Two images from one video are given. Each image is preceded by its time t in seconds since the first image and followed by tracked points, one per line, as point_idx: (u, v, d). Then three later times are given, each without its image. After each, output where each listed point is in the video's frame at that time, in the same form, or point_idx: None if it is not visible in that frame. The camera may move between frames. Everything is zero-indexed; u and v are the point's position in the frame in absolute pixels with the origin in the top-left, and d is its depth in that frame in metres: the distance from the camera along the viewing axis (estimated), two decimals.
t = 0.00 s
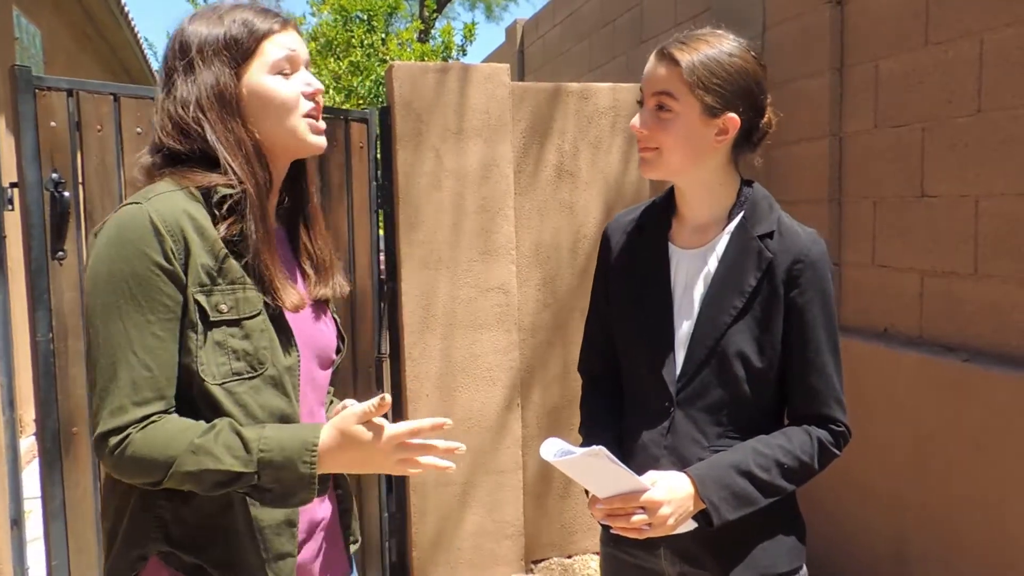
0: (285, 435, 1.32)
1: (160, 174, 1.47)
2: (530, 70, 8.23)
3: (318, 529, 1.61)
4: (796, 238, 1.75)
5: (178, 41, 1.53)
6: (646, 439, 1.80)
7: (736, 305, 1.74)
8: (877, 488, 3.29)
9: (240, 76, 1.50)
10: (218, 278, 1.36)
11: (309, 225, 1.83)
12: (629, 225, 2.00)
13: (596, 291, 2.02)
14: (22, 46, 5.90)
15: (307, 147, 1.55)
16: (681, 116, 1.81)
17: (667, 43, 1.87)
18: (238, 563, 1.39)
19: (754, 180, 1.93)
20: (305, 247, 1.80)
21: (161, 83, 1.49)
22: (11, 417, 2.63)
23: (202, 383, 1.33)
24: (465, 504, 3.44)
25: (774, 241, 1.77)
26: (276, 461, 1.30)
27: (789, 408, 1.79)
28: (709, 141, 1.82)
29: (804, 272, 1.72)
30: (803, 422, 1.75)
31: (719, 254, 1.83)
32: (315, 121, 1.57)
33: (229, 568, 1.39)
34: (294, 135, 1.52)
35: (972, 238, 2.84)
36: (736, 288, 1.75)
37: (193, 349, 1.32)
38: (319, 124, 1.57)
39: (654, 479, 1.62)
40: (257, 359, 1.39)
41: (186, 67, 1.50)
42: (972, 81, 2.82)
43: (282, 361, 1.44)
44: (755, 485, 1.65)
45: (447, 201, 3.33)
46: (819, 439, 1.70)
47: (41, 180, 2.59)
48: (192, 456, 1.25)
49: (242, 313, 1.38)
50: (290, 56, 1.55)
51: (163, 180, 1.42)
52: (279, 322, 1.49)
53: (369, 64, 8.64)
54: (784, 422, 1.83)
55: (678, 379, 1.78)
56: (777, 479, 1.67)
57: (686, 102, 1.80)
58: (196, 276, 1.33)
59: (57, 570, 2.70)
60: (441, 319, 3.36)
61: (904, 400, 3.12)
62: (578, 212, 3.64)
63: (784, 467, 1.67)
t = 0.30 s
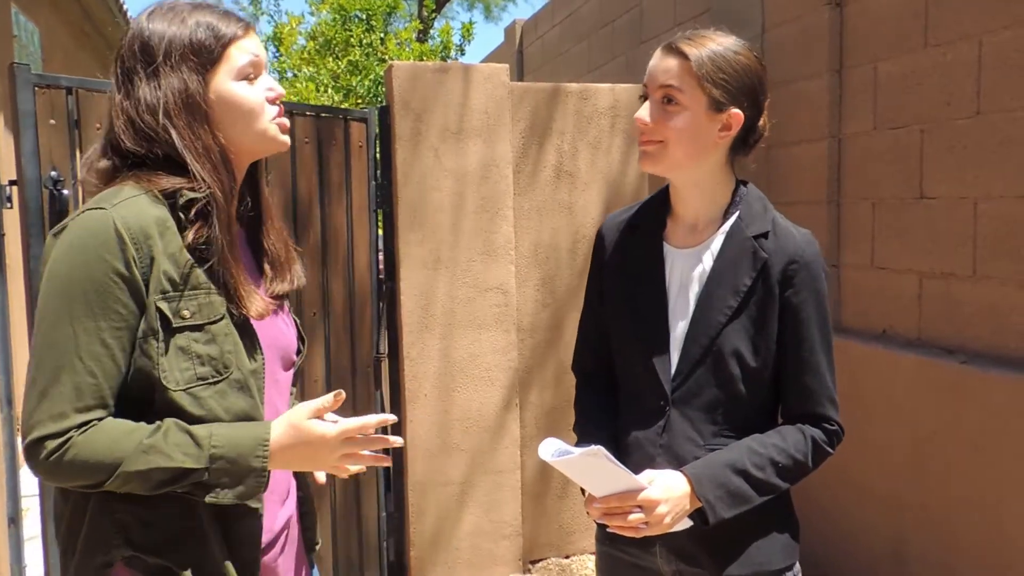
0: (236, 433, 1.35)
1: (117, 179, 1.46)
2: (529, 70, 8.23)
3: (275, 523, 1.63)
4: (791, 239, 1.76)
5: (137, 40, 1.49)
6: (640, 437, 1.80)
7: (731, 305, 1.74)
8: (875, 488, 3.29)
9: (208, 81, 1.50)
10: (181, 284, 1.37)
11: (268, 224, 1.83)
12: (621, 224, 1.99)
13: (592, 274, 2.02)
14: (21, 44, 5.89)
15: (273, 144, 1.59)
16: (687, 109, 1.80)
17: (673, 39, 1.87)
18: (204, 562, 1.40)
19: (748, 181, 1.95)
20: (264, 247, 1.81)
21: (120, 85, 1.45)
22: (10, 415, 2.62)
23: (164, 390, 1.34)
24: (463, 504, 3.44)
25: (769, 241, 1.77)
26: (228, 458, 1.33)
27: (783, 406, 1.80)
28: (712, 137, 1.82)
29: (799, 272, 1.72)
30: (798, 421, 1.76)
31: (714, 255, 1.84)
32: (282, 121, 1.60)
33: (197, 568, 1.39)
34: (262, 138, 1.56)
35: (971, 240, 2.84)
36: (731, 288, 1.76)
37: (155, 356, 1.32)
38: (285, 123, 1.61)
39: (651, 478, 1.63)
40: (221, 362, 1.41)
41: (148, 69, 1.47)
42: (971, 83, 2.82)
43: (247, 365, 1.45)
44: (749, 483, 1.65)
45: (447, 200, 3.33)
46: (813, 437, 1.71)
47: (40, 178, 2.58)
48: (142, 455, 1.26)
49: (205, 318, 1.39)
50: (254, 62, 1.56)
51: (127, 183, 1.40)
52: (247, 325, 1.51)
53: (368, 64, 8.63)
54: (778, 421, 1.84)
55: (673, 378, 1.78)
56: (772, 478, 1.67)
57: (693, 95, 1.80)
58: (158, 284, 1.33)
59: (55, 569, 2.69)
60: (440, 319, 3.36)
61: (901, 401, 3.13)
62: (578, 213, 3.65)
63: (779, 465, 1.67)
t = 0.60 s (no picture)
0: (199, 432, 1.40)
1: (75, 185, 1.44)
2: (529, 70, 8.23)
3: (254, 514, 1.63)
4: (791, 238, 1.77)
5: (103, 41, 1.47)
6: (641, 435, 1.80)
7: (732, 304, 1.75)
8: (875, 487, 3.29)
9: (173, 89, 1.48)
10: (145, 286, 1.38)
11: (234, 224, 1.80)
12: (617, 223, 1.98)
13: (590, 269, 2.01)
14: (20, 46, 5.89)
15: (234, 161, 1.59)
16: (693, 103, 1.80)
17: (675, 37, 1.87)
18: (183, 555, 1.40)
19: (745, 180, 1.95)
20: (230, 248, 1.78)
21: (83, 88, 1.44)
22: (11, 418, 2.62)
23: (130, 392, 1.35)
24: (464, 504, 3.44)
25: (769, 240, 1.77)
26: (192, 455, 1.38)
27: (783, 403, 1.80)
28: (717, 131, 1.82)
29: (799, 271, 1.73)
30: (797, 418, 1.76)
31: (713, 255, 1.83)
32: (241, 137, 1.60)
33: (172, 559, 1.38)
34: (223, 149, 1.55)
35: (971, 239, 2.84)
36: (732, 287, 1.75)
37: (120, 359, 1.33)
38: (246, 140, 1.61)
39: (655, 476, 1.63)
40: (190, 362, 1.41)
41: (113, 73, 1.46)
42: (971, 82, 2.83)
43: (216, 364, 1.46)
44: (750, 481, 1.65)
45: (447, 201, 3.33)
46: (812, 435, 1.72)
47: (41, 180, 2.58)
48: (108, 457, 1.30)
49: (171, 319, 1.40)
50: (223, 70, 1.55)
51: (86, 189, 1.39)
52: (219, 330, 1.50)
53: (367, 65, 8.63)
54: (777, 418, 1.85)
55: (674, 376, 1.78)
56: (773, 475, 1.67)
57: (699, 90, 1.80)
58: (119, 287, 1.34)
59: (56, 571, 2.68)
60: (441, 319, 3.36)
61: (902, 400, 3.13)
62: (578, 213, 3.64)
63: (780, 463, 1.68)
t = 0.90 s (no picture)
0: (184, 434, 1.40)
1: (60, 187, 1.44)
2: (530, 70, 8.23)
3: (243, 513, 1.63)
4: (797, 241, 1.78)
5: (84, 45, 1.48)
6: (647, 437, 1.79)
7: (739, 307, 1.75)
8: (877, 488, 3.29)
9: (154, 91, 1.48)
10: (127, 289, 1.38)
11: (219, 228, 1.79)
12: (622, 224, 1.98)
13: (593, 276, 2.00)
14: (22, 48, 5.90)
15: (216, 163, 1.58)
16: (692, 119, 1.79)
17: (664, 50, 1.86)
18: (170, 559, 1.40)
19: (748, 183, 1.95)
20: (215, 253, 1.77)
21: (63, 91, 1.44)
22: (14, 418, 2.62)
23: (114, 395, 1.35)
24: (465, 505, 3.44)
25: (776, 244, 1.79)
26: (178, 457, 1.38)
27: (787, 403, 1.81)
28: (718, 141, 1.82)
29: (807, 274, 1.75)
30: (801, 419, 1.77)
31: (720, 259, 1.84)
32: (225, 140, 1.59)
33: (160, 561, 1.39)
34: (202, 151, 1.54)
35: (973, 240, 2.84)
36: (740, 291, 1.76)
37: (102, 362, 1.33)
38: (229, 143, 1.60)
39: (666, 479, 1.63)
40: (174, 364, 1.42)
41: (93, 76, 1.46)
42: (973, 83, 2.83)
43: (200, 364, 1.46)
44: (759, 483, 1.66)
45: (449, 201, 3.34)
46: (817, 435, 1.73)
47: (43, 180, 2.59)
48: (92, 461, 1.30)
49: (154, 320, 1.40)
50: (206, 73, 1.56)
51: (64, 194, 1.40)
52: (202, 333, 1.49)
53: (369, 65, 8.62)
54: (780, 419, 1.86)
55: (681, 378, 1.78)
56: (780, 476, 1.68)
57: (696, 105, 1.79)
58: (100, 290, 1.34)
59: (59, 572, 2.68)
60: (443, 320, 3.36)
61: (904, 401, 3.12)
62: (579, 214, 3.64)
63: (787, 464, 1.69)
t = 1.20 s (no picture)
0: (173, 442, 1.36)
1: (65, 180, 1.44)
2: (533, 72, 8.23)
3: (241, 513, 1.64)
4: (802, 243, 1.79)
5: (110, 36, 1.49)
6: (654, 441, 1.79)
7: (746, 310, 1.75)
8: (879, 491, 3.29)
9: (177, 86, 1.50)
10: (120, 291, 1.38)
11: (218, 236, 1.80)
12: (621, 228, 1.97)
13: (594, 285, 1.98)
14: (27, 47, 5.92)
15: (219, 163, 1.59)
16: (698, 131, 1.79)
17: (663, 62, 1.85)
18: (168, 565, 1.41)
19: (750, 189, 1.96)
20: (217, 260, 1.77)
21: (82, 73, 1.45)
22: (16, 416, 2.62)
23: (109, 398, 1.35)
24: (466, 506, 3.44)
25: (780, 247, 1.79)
26: (165, 468, 1.34)
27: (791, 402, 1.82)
28: (724, 149, 1.83)
29: (813, 276, 1.76)
30: (806, 419, 1.79)
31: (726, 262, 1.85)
32: (230, 141, 1.61)
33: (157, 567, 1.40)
34: (212, 152, 1.56)
35: (976, 243, 2.84)
36: (746, 293, 1.76)
37: (94, 364, 1.33)
38: (233, 142, 1.61)
39: (678, 481, 1.63)
40: (169, 366, 1.41)
41: (117, 64, 1.47)
42: (976, 86, 2.83)
43: (196, 365, 1.45)
44: (768, 483, 1.67)
45: (451, 202, 3.34)
46: (823, 435, 1.74)
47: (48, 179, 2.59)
48: (75, 468, 1.28)
49: (147, 322, 1.40)
50: (223, 80, 1.59)
51: (57, 194, 1.39)
52: (190, 329, 1.48)
53: (372, 66, 8.62)
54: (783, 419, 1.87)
55: (688, 382, 1.77)
56: (789, 476, 1.69)
57: (702, 118, 1.79)
58: (90, 292, 1.34)
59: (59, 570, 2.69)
60: (445, 321, 3.36)
61: (906, 404, 3.12)
62: (582, 215, 3.64)
63: (795, 464, 1.70)
